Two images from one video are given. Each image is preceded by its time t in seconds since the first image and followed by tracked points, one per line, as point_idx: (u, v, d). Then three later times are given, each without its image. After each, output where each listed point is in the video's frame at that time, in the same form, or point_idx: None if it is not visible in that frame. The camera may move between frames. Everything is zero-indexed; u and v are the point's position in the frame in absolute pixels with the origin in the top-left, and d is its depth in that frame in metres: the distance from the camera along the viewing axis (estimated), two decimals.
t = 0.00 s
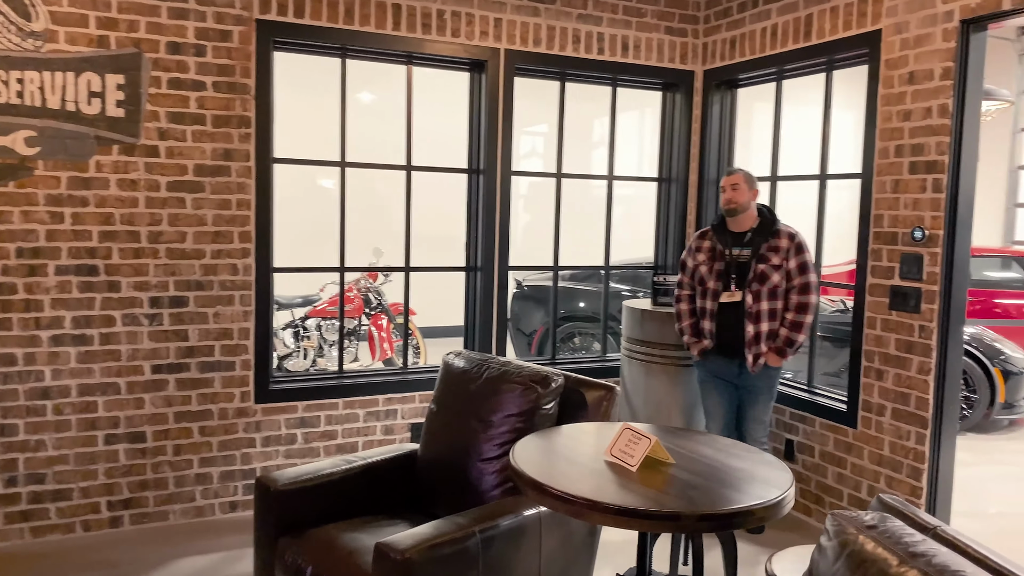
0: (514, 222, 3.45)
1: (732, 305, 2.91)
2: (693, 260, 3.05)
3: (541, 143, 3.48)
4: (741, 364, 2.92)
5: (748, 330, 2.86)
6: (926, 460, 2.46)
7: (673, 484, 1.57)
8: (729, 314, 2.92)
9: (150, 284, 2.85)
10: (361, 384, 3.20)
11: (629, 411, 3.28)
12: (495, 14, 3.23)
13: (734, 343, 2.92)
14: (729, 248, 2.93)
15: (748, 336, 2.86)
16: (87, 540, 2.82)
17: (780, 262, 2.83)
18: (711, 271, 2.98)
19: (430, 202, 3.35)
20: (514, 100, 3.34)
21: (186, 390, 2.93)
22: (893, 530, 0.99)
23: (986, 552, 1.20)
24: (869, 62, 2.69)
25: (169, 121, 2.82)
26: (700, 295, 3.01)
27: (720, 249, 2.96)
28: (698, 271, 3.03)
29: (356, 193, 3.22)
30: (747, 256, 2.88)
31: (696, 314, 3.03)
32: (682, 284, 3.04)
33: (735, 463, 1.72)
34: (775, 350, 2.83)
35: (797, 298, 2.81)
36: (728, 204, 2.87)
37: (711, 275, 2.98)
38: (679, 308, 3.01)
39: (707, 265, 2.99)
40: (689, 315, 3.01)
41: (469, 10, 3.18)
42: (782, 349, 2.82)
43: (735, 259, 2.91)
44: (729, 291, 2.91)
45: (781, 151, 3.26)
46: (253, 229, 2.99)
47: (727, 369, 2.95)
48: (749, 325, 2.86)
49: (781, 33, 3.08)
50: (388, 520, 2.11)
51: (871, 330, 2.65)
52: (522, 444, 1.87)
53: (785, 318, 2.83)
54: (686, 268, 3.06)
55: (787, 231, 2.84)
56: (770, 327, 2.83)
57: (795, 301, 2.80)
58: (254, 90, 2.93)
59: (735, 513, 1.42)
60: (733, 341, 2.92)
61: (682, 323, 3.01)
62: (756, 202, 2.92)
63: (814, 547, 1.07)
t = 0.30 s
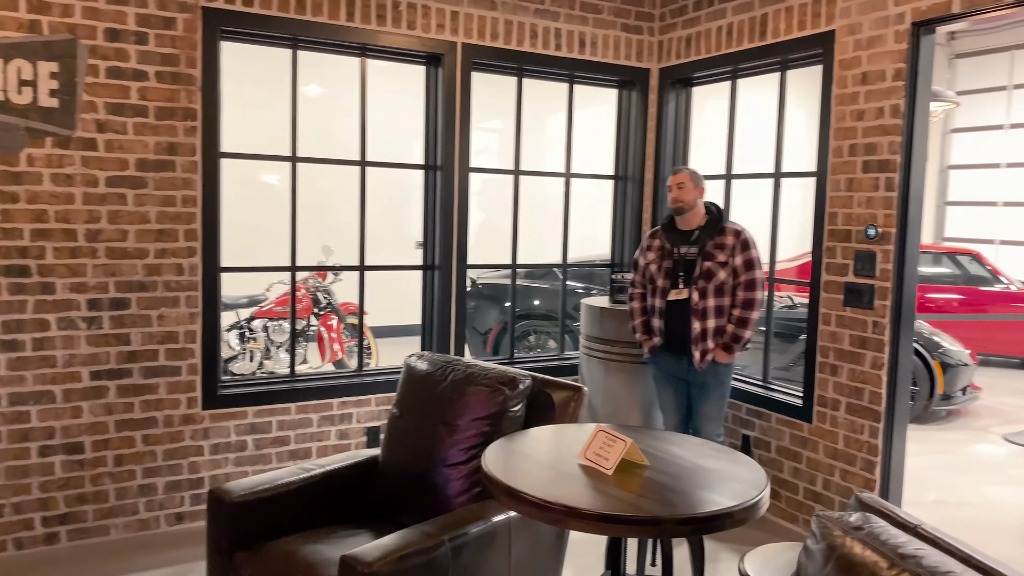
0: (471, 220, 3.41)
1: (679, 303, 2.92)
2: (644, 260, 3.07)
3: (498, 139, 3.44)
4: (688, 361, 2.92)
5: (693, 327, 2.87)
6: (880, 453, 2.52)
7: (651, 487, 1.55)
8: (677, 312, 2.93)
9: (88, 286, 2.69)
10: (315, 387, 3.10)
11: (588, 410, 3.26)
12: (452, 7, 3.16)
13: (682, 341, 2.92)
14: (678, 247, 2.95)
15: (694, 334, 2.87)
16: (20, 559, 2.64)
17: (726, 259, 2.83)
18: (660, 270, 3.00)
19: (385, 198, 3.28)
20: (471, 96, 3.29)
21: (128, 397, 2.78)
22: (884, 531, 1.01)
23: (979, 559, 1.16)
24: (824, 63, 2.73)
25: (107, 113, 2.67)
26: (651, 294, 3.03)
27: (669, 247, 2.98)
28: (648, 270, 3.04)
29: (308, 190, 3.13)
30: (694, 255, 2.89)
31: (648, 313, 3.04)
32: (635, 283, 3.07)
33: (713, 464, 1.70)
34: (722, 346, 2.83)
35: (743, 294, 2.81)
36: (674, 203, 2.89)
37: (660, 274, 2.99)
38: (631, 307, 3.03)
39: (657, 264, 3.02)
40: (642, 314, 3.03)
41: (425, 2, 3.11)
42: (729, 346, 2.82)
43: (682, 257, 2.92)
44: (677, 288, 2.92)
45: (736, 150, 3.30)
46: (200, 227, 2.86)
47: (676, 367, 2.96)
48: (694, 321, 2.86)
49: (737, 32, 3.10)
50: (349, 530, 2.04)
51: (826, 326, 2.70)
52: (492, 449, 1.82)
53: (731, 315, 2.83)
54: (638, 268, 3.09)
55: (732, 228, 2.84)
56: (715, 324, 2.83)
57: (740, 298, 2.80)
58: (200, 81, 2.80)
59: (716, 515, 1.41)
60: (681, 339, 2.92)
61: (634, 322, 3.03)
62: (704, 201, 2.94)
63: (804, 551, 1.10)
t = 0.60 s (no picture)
0: (423, 219, 3.35)
1: (629, 301, 2.92)
2: (598, 258, 3.07)
3: (449, 136, 3.39)
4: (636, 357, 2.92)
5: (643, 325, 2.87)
6: (830, 446, 2.58)
7: (619, 486, 1.53)
8: (627, 310, 2.93)
9: (15, 288, 2.52)
10: (262, 392, 2.99)
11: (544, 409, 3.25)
12: None
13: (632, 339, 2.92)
14: (629, 245, 2.95)
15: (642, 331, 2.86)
16: None
17: (675, 257, 2.84)
18: (612, 268, 3.00)
19: (333, 194, 3.19)
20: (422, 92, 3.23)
21: (60, 406, 2.63)
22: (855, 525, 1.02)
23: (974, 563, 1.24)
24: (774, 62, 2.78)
25: (35, 104, 2.50)
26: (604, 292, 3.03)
27: (621, 246, 2.98)
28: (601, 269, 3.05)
29: (253, 187, 3.02)
30: (644, 253, 2.89)
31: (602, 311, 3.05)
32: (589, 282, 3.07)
33: (680, 461, 1.70)
34: (671, 344, 2.83)
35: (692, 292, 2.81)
36: (625, 202, 2.90)
37: (611, 272, 3.00)
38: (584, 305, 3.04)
39: (608, 262, 3.02)
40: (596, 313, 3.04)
41: None
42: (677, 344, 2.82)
43: (632, 255, 2.93)
44: (627, 287, 2.92)
45: (686, 148, 3.34)
46: (137, 226, 2.72)
47: (626, 363, 2.96)
48: (643, 319, 2.86)
49: (687, 30, 3.13)
50: (303, 540, 1.97)
51: (777, 321, 2.75)
52: (453, 452, 1.78)
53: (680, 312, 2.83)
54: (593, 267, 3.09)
55: (681, 226, 2.85)
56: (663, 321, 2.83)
57: (689, 295, 2.81)
58: (137, 72, 2.66)
59: (686, 513, 1.40)
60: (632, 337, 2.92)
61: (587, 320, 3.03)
62: (654, 199, 2.95)
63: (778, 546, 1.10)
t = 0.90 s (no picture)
0: (372, 216, 3.27)
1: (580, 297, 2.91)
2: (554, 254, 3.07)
3: (399, 131, 3.32)
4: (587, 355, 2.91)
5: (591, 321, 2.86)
6: (780, 440, 2.61)
7: (578, 487, 1.51)
8: (578, 305, 2.92)
9: None
10: (204, 396, 2.87)
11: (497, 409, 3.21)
12: None
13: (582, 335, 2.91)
14: (582, 241, 2.95)
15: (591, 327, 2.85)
16: None
17: (625, 254, 2.84)
18: (565, 264, 3.00)
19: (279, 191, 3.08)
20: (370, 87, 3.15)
21: None
22: (818, 523, 1.04)
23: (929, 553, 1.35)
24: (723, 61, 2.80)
25: None
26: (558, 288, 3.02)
27: (574, 241, 2.98)
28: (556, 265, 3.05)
29: (194, 184, 2.89)
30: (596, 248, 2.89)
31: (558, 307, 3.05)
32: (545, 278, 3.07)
33: (640, 459, 1.68)
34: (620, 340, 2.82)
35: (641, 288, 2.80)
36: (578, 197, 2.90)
37: (564, 268, 2.99)
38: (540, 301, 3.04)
39: (562, 258, 3.02)
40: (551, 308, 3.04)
41: None
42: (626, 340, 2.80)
43: (584, 250, 2.92)
44: (578, 282, 2.92)
45: (637, 146, 3.35)
46: (69, 223, 2.57)
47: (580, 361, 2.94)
48: (592, 314, 2.85)
49: (638, 28, 3.14)
50: (249, 550, 1.88)
51: (727, 318, 2.78)
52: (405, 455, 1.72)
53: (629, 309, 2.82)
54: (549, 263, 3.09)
55: (633, 223, 2.85)
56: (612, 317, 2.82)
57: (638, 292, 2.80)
58: (67, 60, 2.52)
59: (647, 513, 1.38)
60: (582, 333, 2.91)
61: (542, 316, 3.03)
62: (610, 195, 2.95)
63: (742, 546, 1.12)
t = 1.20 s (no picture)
0: (320, 213, 3.17)
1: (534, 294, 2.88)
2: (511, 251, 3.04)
3: (348, 126, 3.23)
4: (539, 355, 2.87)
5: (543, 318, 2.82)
6: (734, 438, 2.62)
7: (532, 492, 1.46)
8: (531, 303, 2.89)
9: None
10: (142, 400, 2.73)
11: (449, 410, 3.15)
12: None
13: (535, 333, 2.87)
14: (538, 238, 2.91)
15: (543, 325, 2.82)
16: None
17: (578, 251, 2.80)
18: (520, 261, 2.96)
19: (223, 186, 2.96)
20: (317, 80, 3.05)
21: None
22: (781, 528, 1.03)
23: (890, 555, 1.35)
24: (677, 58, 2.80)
25: None
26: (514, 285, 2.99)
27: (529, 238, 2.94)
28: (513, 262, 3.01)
29: (131, 177, 2.75)
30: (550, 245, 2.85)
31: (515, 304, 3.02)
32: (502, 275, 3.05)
33: (595, 462, 1.64)
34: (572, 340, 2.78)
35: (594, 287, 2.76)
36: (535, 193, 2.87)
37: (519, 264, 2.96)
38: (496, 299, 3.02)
39: (518, 255, 2.98)
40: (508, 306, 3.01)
41: None
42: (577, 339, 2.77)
43: (539, 247, 2.89)
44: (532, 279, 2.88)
45: (591, 143, 3.33)
46: None
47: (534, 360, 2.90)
48: (544, 312, 2.82)
49: (591, 23, 3.12)
50: (188, 563, 1.79)
51: (681, 315, 2.78)
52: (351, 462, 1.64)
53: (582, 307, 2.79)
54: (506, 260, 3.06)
55: (587, 220, 2.81)
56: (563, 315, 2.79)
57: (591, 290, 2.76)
58: None
59: (604, 519, 1.34)
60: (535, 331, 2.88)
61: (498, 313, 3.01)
62: (568, 192, 2.91)
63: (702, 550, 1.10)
